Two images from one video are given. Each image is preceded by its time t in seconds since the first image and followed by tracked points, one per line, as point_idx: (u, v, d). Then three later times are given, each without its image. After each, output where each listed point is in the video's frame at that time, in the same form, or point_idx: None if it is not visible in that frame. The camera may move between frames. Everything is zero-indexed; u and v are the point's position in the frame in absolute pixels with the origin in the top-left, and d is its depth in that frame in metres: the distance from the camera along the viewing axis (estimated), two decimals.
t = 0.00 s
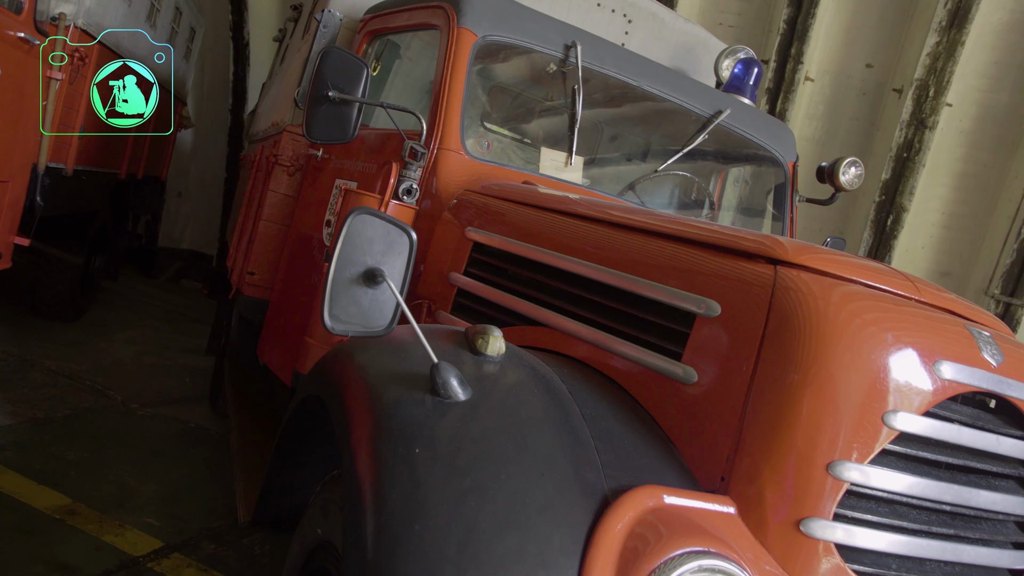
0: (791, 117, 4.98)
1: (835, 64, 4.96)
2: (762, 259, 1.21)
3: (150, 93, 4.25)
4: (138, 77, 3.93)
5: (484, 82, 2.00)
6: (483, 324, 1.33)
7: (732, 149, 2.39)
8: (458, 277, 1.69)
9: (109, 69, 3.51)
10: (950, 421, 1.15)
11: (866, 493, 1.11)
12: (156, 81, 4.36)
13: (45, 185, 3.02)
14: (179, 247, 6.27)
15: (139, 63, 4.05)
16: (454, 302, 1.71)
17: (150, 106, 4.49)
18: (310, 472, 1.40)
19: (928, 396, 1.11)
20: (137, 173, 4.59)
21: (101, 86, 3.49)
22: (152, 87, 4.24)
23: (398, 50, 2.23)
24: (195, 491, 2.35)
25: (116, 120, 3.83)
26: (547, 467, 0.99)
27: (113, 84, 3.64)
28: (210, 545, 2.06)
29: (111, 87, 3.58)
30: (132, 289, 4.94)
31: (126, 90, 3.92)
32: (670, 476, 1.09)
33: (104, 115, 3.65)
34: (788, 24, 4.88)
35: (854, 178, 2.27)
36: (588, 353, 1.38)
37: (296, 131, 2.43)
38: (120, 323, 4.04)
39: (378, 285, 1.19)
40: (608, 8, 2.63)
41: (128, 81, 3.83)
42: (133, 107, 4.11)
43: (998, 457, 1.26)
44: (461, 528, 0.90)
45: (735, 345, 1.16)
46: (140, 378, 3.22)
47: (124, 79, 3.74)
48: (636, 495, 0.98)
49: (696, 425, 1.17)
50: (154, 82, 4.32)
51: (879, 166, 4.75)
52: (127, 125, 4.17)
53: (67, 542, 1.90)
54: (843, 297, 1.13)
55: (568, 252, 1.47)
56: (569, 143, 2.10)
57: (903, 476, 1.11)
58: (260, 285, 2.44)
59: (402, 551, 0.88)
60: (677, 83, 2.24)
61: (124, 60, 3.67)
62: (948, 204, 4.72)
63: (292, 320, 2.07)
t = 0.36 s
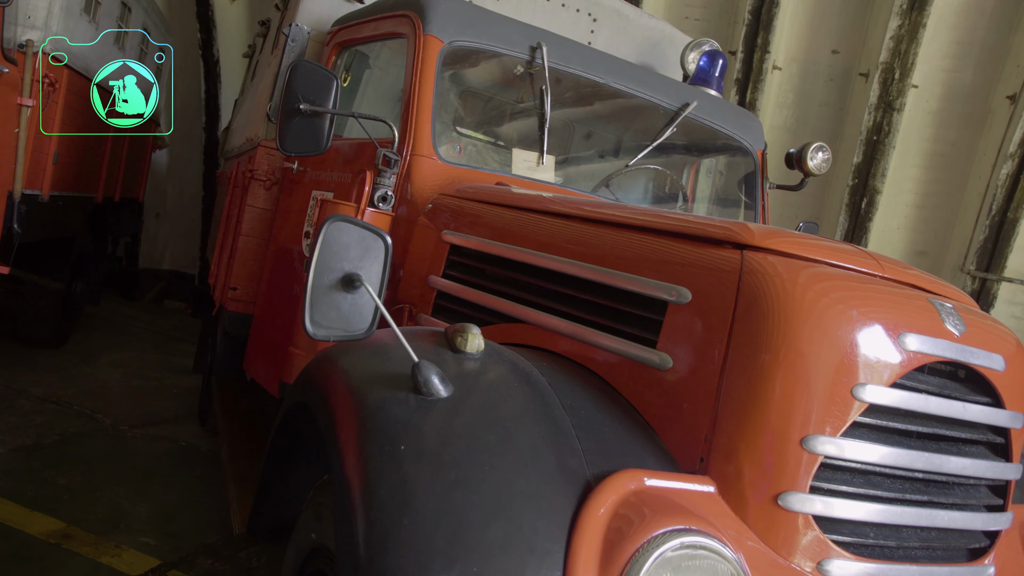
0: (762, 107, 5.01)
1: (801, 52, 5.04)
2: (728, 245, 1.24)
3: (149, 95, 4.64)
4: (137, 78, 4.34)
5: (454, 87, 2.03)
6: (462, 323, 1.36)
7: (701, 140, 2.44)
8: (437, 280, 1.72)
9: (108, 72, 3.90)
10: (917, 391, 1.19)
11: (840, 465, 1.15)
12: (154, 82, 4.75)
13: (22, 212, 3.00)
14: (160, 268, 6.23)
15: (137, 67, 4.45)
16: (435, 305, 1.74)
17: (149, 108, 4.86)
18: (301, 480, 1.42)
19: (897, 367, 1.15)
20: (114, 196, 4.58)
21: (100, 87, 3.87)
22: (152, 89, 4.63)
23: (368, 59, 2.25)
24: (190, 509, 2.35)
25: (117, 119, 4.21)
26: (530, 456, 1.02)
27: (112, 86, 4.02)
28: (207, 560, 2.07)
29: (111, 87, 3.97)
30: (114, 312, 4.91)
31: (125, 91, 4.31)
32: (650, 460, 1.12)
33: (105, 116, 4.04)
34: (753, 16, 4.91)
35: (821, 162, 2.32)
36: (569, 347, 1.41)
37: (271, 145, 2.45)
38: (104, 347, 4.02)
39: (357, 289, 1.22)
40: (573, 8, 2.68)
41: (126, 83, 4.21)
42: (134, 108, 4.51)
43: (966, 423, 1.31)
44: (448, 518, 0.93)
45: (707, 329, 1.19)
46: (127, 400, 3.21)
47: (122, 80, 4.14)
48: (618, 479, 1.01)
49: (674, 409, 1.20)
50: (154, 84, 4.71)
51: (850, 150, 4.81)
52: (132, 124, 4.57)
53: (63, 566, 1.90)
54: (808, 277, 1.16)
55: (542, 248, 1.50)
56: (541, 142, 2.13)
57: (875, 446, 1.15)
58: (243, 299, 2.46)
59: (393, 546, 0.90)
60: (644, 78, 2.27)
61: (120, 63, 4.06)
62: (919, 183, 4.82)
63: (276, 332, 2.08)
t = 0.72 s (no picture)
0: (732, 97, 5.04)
1: (768, 43, 5.10)
2: (697, 234, 1.28)
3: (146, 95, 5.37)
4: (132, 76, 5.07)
5: (425, 94, 2.05)
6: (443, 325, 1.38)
7: (671, 134, 2.48)
8: (417, 285, 1.74)
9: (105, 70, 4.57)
10: (887, 364, 1.23)
11: (817, 441, 1.19)
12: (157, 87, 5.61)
13: None
14: (142, 290, 6.20)
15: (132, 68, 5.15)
16: (416, 310, 1.76)
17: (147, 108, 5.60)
18: (293, 489, 1.44)
19: (866, 343, 1.19)
20: (92, 220, 4.57)
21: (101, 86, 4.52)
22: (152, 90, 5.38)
23: (338, 71, 2.28)
24: (186, 527, 2.36)
25: (116, 118, 4.86)
26: (514, 449, 1.06)
27: (110, 87, 4.71)
28: None
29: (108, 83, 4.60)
30: (99, 336, 4.88)
31: (127, 91, 5.12)
32: (632, 448, 1.16)
33: (106, 115, 4.68)
34: (718, 8, 4.96)
35: (790, 149, 2.36)
36: (550, 343, 1.43)
37: (246, 161, 2.47)
38: (90, 371, 4.01)
39: (337, 297, 1.23)
40: (538, 10, 2.74)
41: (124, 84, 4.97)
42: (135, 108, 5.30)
43: (937, 393, 1.35)
44: (436, 513, 0.95)
45: (681, 317, 1.22)
46: (117, 424, 3.20)
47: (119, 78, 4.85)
48: (601, 467, 1.05)
49: (653, 397, 1.24)
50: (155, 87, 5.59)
51: (822, 135, 4.88)
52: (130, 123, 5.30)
53: None
54: (776, 261, 1.20)
55: (519, 248, 1.53)
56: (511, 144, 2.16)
57: (849, 420, 1.19)
58: (227, 316, 2.46)
59: (384, 543, 0.93)
60: (611, 76, 2.31)
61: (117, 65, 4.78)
62: (891, 164, 4.89)
63: (262, 345, 2.10)
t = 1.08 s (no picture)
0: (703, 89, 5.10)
1: (735, 33, 5.16)
2: (667, 226, 1.31)
3: (146, 94, 5.89)
4: (135, 79, 5.85)
5: (396, 103, 2.08)
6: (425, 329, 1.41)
7: (642, 130, 2.52)
8: (398, 291, 1.76)
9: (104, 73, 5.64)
10: (859, 342, 1.27)
11: (795, 420, 1.22)
12: (158, 86, 5.96)
13: None
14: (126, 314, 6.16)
15: (134, 73, 5.90)
16: (399, 316, 1.78)
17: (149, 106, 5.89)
18: (287, 500, 1.45)
19: (837, 323, 1.23)
20: (72, 247, 4.54)
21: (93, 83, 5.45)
22: (150, 89, 5.84)
23: (309, 85, 2.29)
24: (183, 547, 2.36)
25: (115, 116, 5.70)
26: (500, 446, 1.08)
27: (111, 88, 5.64)
28: None
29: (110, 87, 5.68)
30: (85, 362, 4.84)
31: (126, 91, 5.79)
32: (615, 438, 1.19)
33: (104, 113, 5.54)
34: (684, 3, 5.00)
35: (759, 138, 2.41)
36: (532, 341, 1.46)
37: (223, 179, 2.48)
38: (78, 398, 3.99)
39: (318, 307, 1.25)
40: (505, 14, 2.77)
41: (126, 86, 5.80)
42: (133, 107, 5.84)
43: (909, 366, 1.39)
44: (427, 512, 0.98)
45: (657, 308, 1.25)
46: (109, 449, 3.19)
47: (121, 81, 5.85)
48: (585, 458, 1.08)
49: (634, 387, 1.27)
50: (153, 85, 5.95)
51: (794, 122, 4.94)
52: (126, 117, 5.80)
53: None
54: (745, 248, 1.23)
55: (496, 249, 1.56)
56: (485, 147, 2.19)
57: (825, 399, 1.22)
58: (213, 334, 2.48)
59: (376, 543, 0.95)
60: (579, 75, 2.34)
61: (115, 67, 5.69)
62: (864, 147, 4.98)
63: (248, 360, 2.11)
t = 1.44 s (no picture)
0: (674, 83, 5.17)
1: (704, 27, 5.18)
2: (638, 219, 1.34)
3: (146, 94, 6.03)
4: (134, 79, 6.00)
5: (371, 114, 2.10)
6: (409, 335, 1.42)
7: (615, 127, 2.56)
8: (381, 299, 1.78)
9: (105, 75, 5.99)
10: (832, 321, 1.30)
11: (774, 402, 1.25)
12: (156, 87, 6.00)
13: None
14: (114, 339, 6.13)
15: (136, 72, 5.95)
16: (383, 323, 1.80)
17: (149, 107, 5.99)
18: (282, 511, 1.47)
19: (809, 304, 1.26)
20: (55, 273, 4.52)
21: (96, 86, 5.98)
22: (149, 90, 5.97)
23: (283, 101, 2.31)
24: (182, 566, 2.36)
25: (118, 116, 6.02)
26: (485, 443, 1.11)
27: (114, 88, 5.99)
28: None
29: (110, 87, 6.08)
30: (74, 390, 4.81)
31: (126, 92, 5.98)
32: (599, 429, 1.22)
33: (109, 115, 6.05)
34: None
35: (729, 128, 2.45)
36: (514, 340, 1.48)
37: (202, 199, 2.49)
38: (69, 425, 3.97)
39: (300, 317, 1.27)
40: (473, 19, 2.83)
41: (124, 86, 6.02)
42: (134, 106, 5.98)
43: (883, 342, 1.42)
44: (418, 511, 1.00)
45: (633, 300, 1.28)
46: (102, 474, 3.18)
47: (122, 82, 6.05)
48: (570, 449, 1.11)
49: (615, 379, 1.29)
50: (153, 85, 6.06)
51: (766, 110, 5.01)
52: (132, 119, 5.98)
53: None
54: (715, 236, 1.26)
55: (474, 252, 1.58)
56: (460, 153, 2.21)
57: (801, 378, 1.25)
58: (200, 352, 2.48)
59: (369, 545, 0.98)
60: (549, 76, 2.36)
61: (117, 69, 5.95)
62: (836, 131, 5.06)
63: (237, 376, 2.12)
